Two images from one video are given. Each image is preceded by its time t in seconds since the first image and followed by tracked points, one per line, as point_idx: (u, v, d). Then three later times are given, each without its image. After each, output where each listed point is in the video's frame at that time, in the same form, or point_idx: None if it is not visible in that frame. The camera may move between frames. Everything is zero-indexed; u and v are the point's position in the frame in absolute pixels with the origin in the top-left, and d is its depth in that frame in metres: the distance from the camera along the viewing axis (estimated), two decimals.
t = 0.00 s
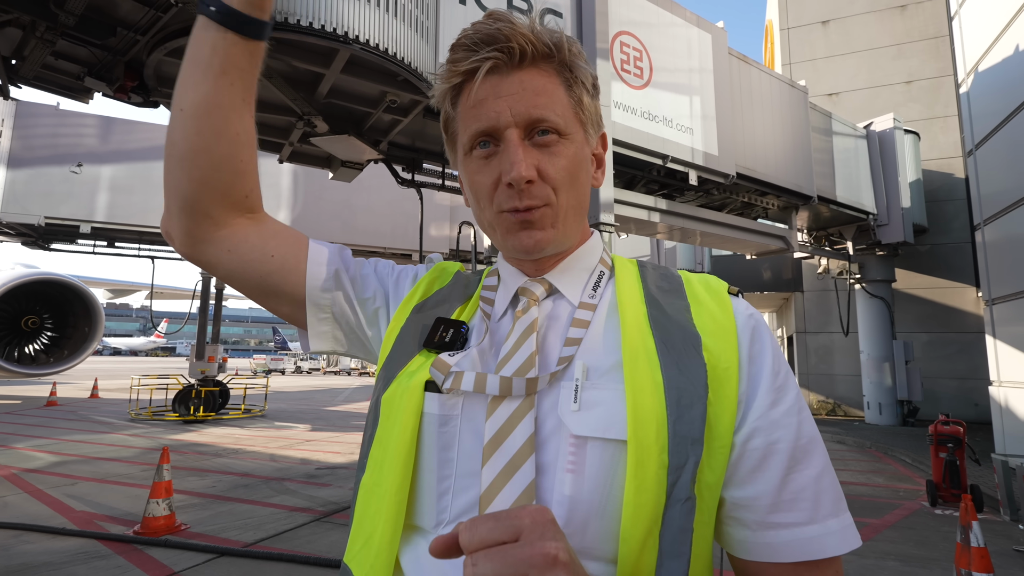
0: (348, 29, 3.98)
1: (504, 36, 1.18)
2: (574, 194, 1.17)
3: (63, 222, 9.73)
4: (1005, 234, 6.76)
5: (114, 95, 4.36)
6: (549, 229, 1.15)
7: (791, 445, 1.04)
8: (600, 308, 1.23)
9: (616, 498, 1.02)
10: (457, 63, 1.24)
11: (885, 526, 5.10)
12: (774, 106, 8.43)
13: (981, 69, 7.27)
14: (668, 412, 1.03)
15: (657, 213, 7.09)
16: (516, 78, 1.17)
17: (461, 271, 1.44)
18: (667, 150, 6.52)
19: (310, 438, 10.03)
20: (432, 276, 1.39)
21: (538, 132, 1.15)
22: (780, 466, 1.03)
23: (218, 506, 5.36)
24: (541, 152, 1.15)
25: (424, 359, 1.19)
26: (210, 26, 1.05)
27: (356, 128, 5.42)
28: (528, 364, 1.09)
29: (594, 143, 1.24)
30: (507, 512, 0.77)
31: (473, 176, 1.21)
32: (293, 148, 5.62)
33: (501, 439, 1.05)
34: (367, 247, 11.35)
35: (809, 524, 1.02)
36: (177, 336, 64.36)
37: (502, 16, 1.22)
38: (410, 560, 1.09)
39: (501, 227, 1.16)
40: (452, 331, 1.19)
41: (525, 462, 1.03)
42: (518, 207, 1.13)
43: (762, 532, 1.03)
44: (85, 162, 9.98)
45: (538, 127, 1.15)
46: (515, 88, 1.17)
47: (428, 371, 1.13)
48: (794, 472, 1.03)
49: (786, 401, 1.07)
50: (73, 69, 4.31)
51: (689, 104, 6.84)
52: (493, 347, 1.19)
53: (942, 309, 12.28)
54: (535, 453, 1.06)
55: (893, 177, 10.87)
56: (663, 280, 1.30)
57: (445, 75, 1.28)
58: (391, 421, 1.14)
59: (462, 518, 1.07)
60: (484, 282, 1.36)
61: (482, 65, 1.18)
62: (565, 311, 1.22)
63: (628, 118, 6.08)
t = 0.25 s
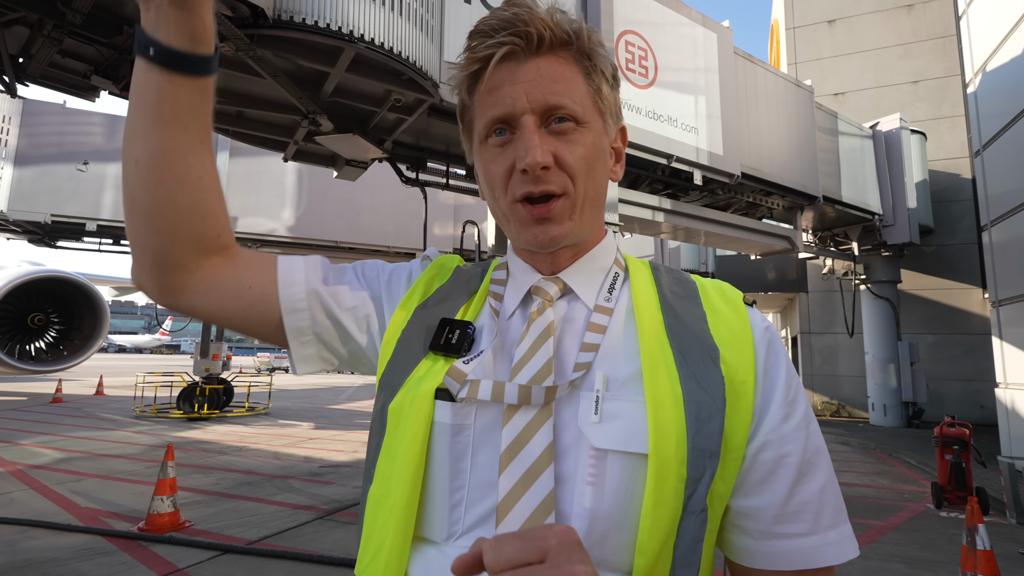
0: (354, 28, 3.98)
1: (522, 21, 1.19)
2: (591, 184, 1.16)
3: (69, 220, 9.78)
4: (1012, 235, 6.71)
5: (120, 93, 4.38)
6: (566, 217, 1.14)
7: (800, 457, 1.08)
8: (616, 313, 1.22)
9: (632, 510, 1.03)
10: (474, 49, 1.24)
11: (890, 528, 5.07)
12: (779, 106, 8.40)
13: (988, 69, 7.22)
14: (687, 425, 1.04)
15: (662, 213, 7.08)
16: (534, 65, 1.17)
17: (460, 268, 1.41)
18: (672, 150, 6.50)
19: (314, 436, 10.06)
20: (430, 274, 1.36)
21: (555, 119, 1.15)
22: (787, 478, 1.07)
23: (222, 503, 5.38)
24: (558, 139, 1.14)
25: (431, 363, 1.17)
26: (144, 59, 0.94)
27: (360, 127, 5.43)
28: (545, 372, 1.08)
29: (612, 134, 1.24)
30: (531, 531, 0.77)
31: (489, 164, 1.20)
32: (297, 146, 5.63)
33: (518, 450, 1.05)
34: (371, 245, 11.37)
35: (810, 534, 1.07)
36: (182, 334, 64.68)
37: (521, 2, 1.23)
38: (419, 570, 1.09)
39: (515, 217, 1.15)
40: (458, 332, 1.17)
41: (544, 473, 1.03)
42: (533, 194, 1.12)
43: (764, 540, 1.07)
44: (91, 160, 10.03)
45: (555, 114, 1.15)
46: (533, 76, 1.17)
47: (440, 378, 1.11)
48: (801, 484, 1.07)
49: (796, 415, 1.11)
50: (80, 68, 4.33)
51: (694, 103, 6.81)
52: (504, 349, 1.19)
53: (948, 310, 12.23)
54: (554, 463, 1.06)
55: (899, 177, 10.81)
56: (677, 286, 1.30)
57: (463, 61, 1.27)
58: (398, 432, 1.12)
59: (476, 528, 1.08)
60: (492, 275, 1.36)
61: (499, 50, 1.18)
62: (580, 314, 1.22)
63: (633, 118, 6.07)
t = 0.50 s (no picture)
0: (358, 29, 3.99)
1: (563, 10, 1.18)
2: (601, 188, 1.14)
3: (74, 220, 9.84)
4: (1017, 237, 6.67)
5: (124, 93, 4.41)
6: (572, 214, 1.11)
7: (789, 454, 1.11)
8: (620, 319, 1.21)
9: (649, 518, 1.03)
10: (506, 28, 1.21)
11: (894, 531, 5.05)
12: (784, 106, 8.37)
13: (994, 70, 7.18)
14: (698, 432, 1.05)
15: (665, 214, 7.06)
16: (566, 54, 1.17)
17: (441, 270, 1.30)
18: (676, 151, 6.49)
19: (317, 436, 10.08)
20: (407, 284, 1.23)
21: (576, 113, 1.14)
22: (776, 472, 1.10)
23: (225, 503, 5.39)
24: (578, 134, 1.13)
25: (429, 379, 1.09)
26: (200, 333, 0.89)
27: (364, 128, 5.43)
28: (562, 384, 1.06)
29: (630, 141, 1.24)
30: (594, 548, 0.86)
31: (499, 147, 1.17)
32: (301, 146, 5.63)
33: (539, 467, 1.03)
34: (374, 246, 11.38)
35: (786, 524, 1.10)
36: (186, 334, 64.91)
37: None
38: None
39: (519, 204, 1.12)
40: (455, 345, 1.11)
41: (567, 488, 1.02)
42: (542, 184, 1.10)
43: (751, 533, 1.09)
44: (96, 160, 10.08)
45: (577, 108, 1.14)
46: (565, 62, 1.16)
47: (446, 397, 1.05)
48: (788, 479, 1.11)
49: (785, 414, 1.14)
50: (86, 68, 4.34)
51: (698, 104, 6.80)
52: (510, 359, 1.13)
53: (953, 312, 12.17)
54: (576, 475, 1.05)
55: (903, 178, 10.77)
56: (672, 290, 1.32)
57: (492, 37, 1.25)
58: (401, 458, 1.03)
59: (495, 550, 1.03)
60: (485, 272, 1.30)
61: (532, 32, 1.17)
62: (585, 321, 1.20)
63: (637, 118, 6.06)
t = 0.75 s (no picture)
0: (362, 31, 4.00)
1: (537, 20, 1.17)
2: (559, 203, 1.15)
3: (80, 220, 9.90)
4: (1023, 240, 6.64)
5: (130, 95, 4.43)
6: (525, 226, 1.12)
7: (744, 438, 1.16)
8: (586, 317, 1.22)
9: (622, 510, 1.04)
10: (480, 32, 1.22)
11: (899, 536, 5.02)
12: (788, 108, 8.35)
13: (1001, 72, 7.14)
14: (664, 422, 1.07)
15: (669, 216, 7.06)
16: (536, 63, 1.17)
17: (401, 278, 1.29)
18: (680, 153, 6.48)
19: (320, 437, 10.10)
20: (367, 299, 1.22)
21: (539, 125, 1.15)
22: (733, 455, 1.14)
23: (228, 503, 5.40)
24: (538, 147, 1.14)
25: (399, 388, 1.07)
26: (207, 557, 0.83)
27: (368, 129, 5.45)
28: (537, 384, 1.06)
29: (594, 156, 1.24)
30: (602, 549, 0.85)
31: (464, 151, 1.19)
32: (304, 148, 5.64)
33: (517, 468, 1.02)
34: (378, 247, 11.40)
35: (747, 502, 1.14)
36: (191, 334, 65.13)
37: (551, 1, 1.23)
38: None
39: (477, 209, 1.13)
40: (423, 351, 1.08)
41: (546, 488, 1.02)
42: (499, 192, 1.11)
43: (713, 512, 1.13)
44: (102, 162, 10.14)
45: (540, 120, 1.15)
46: (533, 74, 1.16)
47: (419, 405, 1.04)
48: (743, 461, 1.15)
49: (741, 401, 1.18)
50: (91, 70, 4.37)
51: (702, 106, 6.79)
52: (482, 364, 1.13)
53: (959, 315, 12.11)
54: (554, 475, 1.04)
55: (909, 181, 10.72)
56: (633, 288, 1.34)
57: (467, 40, 1.25)
58: (374, 473, 1.01)
59: (478, 552, 1.03)
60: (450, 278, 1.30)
61: (504, 39, 1.16)
62: (553, 320, 1.21)
63: (640, 120, 6.06)
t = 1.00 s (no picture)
0: (366, 33, 4.01)
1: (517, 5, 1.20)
2: (568, 172, 1.15)
3: (85, 222, 9.96)
4: None
5: (136, 97, 4.44)
6: (540, 196, 1.11)
7: (739, 445, 1.15)
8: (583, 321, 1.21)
9: (617, 518, 1.03)
10: (462, 26, 1.23)
11: (905, 539, 4.98)
12: (792, 109, 8.32)
13: (1007, 72, 7.10)
14: (660, 430, 1.06)
15: (672, 217, 7.04)
16: (522, 46, 1.18)
17: (394, 279, 1.30)
18: (684, 154, 6.47)
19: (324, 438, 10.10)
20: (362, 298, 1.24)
21: (535, 102, 1.16)
22: (726, 463, 1.14)
23: (232, 504, 5.41)
24: (539, 120, 1.14)
25: (393, 391, 1.06)
26: (267, 512, 0.90)
27: (372, 131, 5.46)
28: (533, 389, 1.05)
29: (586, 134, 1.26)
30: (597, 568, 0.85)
31: (462, 136, 1.16)
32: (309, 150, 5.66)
33: (512, 474, 1.01)
34: (382, 248, 11.42)
35: (737, 508, 1.13)
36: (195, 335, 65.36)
37: None
38: None
39: (487, 188, 1.11)
40: (417, 353, 1.08)
41: (541, 494, 1.01)
42: (511, 167, 1.09)
43: (704, 518, 1.12)
44: (108, 163, 10.19)
45: (536, 97, 1.16)
46: (522, 54, 1.18)
47: (413, 410, 1.03)
48: (737, 467, 1.14)
49: (735, 409, 1.18)
50: (98, 72, 4.39)
51: (706, 107, 6.78)
52: (478, 367, 1.13)
53: (965, 317, 12.03)
54: (549, 482, 1.03)
55: (914, 182, 10.66)
56: (630, 291, 1.33)
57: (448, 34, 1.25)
58: (372, 479, 1.01)
59: (473, 563, 1.01)
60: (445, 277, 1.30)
61: (488, 26, 1.18)
62: (551, 323, 1.20)
63: (644, 121, 6.05)
